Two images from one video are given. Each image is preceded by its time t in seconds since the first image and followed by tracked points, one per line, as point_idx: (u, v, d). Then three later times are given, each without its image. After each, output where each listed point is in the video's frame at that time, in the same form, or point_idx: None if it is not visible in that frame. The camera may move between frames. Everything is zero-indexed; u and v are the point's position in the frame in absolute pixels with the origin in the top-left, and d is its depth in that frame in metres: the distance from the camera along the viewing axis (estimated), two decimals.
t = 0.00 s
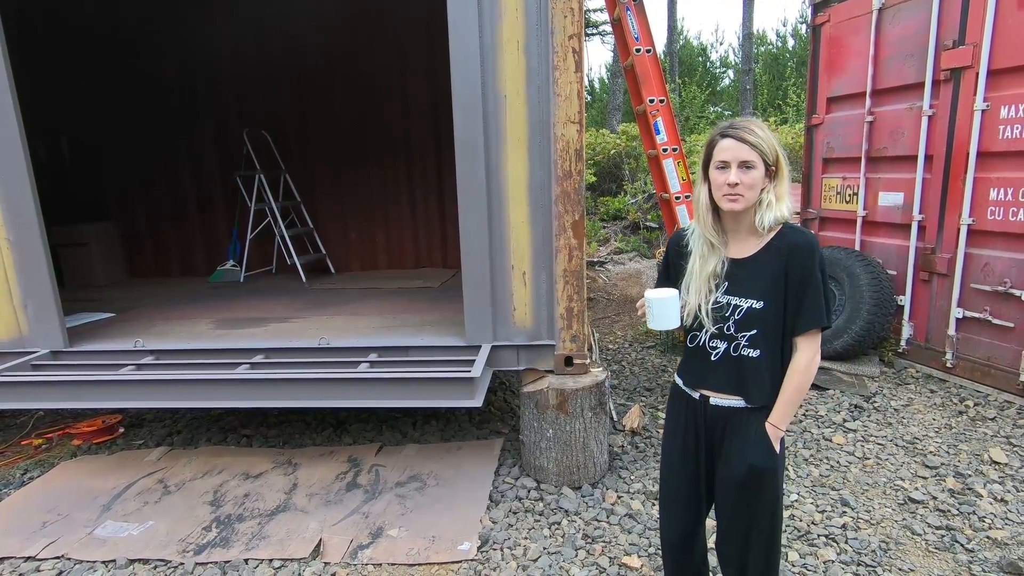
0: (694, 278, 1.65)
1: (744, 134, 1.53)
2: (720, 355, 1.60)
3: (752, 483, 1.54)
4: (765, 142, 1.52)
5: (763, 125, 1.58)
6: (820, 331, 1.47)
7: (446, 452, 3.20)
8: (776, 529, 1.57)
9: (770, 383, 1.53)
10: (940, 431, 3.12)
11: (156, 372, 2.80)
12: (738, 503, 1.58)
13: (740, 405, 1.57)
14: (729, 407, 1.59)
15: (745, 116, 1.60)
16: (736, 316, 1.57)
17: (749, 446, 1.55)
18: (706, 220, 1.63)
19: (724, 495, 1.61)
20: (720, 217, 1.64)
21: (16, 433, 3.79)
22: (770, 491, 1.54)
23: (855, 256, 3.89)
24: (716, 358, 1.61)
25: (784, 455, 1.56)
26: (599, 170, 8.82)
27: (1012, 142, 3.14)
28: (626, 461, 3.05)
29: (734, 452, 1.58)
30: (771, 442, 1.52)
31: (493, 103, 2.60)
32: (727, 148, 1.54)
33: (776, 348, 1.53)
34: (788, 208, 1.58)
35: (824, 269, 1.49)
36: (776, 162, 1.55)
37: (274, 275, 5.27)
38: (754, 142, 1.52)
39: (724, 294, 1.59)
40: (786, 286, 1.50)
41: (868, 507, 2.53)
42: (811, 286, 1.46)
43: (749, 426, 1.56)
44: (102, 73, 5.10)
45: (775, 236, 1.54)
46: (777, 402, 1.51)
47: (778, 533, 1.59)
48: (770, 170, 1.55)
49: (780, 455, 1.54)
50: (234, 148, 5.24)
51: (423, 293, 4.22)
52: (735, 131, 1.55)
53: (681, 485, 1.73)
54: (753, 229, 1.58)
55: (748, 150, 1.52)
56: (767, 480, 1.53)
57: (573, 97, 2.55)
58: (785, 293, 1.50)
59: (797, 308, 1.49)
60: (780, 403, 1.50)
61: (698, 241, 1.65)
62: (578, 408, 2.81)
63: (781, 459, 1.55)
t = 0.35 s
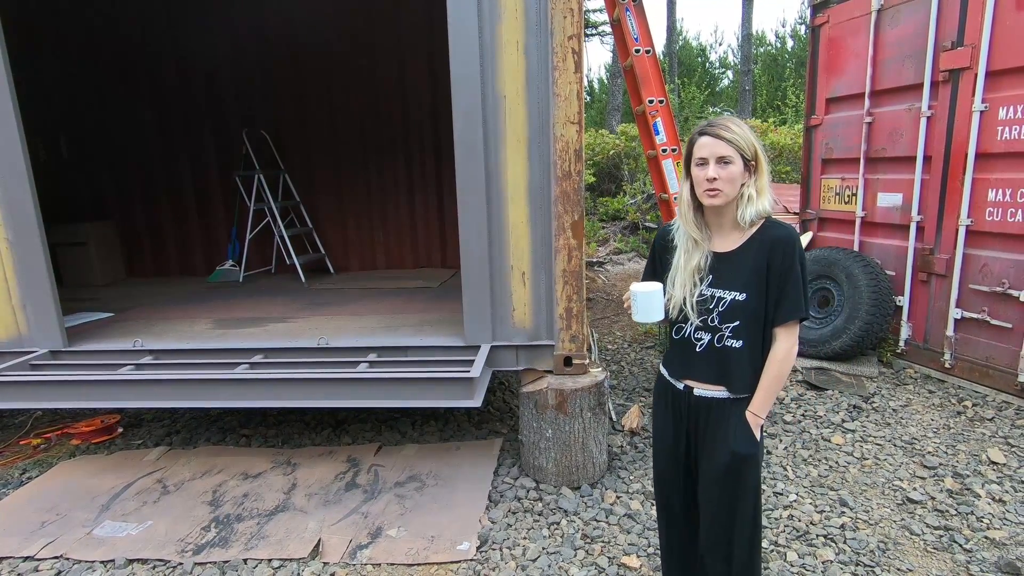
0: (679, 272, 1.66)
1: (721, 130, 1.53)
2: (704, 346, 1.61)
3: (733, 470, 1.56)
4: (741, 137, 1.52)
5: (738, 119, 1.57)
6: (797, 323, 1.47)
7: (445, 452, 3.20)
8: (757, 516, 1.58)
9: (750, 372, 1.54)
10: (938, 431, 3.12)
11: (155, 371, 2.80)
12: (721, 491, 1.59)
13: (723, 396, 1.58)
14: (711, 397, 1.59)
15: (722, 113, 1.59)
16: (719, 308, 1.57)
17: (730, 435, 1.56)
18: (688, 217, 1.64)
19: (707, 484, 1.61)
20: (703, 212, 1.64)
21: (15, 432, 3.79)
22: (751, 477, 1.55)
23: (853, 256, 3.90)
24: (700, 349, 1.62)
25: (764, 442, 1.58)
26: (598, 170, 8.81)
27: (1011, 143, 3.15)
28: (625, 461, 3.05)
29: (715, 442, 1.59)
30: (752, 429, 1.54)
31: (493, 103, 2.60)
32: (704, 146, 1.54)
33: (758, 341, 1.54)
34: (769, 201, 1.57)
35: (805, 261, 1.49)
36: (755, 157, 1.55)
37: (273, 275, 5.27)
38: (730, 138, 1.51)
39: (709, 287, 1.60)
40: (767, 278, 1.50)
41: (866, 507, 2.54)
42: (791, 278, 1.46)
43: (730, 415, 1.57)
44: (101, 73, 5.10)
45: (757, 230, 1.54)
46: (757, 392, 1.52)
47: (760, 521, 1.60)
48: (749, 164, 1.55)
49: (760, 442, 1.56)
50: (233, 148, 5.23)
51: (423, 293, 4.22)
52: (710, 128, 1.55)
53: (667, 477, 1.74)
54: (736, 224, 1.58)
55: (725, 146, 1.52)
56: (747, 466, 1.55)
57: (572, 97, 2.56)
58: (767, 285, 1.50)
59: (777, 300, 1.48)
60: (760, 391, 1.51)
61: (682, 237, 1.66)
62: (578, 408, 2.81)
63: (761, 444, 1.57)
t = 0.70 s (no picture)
0: (674, 269, 1.66)
1: (714, 131, 1.53)
2: (697, 343, 1.61)
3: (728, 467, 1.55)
4: (734, 138, 1.52)
5: (733, 120, 1.57)
6: (789, 320, 1.47)
7: (446, 452, 3.20)
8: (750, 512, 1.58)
9: (742, 368, 1.54)
10: (939, 431, 3.13)
11: (156, 371, 2.80)
12: (714, 487, 1.59)
13: (718, 393, 1.57)
14: (706, 394, 1.59)
15: (717, 113, 1.59)
16: (712, 305, 1.58)
17: (725, 432, 1.56)
18: (683, 216, 1.64)
19: (701, 480, 1.62)
20: (698, 210, 1.65)
21: (16, 432, 3.79)
22: (744, 474, 1.54)
23: (853, 257, 3.90)
24: (693, 346, 1.62)
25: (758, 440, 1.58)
26: (599, 170, 8.80)
27: (1011, 144, 3.15)
28: (625, 461, 3.05)
29: (710, 438, 1.59)
30: (743, 426, 1.54)
31: (494, 104, 2.60)
32: (698, 147, 1.54)
33: (751, 337, 1.54)
34: (764, 200, 1.57)
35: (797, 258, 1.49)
36: (749, 157, 1.54)
37: (274, 275, 5.27)
38: (724, 139, 1.52)
39: (702, 284, 1.60)
40: (760, 275, 1.50)
41: (867, 507, 2.54)
42: (783, 275, 1.46)
43: (726, 413, 1.56)
44: (102, 73, 5.10)
45: (750, 229, 1.54)
46: (750, 388, 1.52)
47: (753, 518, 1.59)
48: (743, 165, 1.55)
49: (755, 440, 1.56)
50: (234, 148, 5.24)
51: (423, 294, 4.22)
52: (704, 129, 1.55)
53: (663, 474, 1.74)
54: (730, 223, 1.59)
55: (718, 147, 1.52)
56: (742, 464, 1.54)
57: (573, 98, 2.56)
58: (759, 282, 1.51)
59: (768, 297, 1.49)
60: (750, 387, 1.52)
61: (677, 236, 1.66)
62: (578, 408, 2.81)
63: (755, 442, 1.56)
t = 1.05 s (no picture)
0: (674, 272, 1.66)
1: (713, 134, 1.54)
2: (701, 345, 1.61)
3: (734, 472, 1.56)
4: (734, 141, 1.52)
5: (732, 123, 1.58)
6: (793, 320, 1.47)
7: (446, 453, 3.20)
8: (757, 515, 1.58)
9: (746, 370, 1.55)
10: (938, 433, 3.13)
11: (157, 371, 2.81)
12: (721, 490, 1.59)
13: (723, 397, 1.58)
14: (710, 398, 1.60)
15: (717, 117, 1.60)
16: (714, 307, 1.58)
17: (731, 436, 1.56)
18: (684, 217, 1.65)
19: (708, 483, 1.62)
20: (698, 213, 1.65)
21: (16, 432, 3.79)
22: (752, 476, 1.55)
23: (854, 258, 3.90)
24: (696, 348, 1.62)
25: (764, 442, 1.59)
26: (599, 172, 8.80)
27: (1011, 146, 3.15)
28: (625, 463, 3.05)
29: (716, 443, 1.59)
30: (751, 429, 1.54)
31: (494, 105, 2.61)
32: (698, 149, 1.55)
33: (753, 338, 1.54)
34: (763, 203, 1.58)
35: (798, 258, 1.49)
36: (748, 160, 1.55)
37: (274, 275, 5.27)
38: (723, 142, 1.52)
39: (704, 287, 1.60)
40: (762, 276, 1.50)
41: (866, 509, 2.54)
42: (785, 275, 1.47)
43: (730, 416, 1.57)
44: (104, 73, 5.11)
45: (750, 231, 1.55)
46: (755, 391, 1.53)
47: (760, 519, 1.60)
48: (743, 167, 1.56)
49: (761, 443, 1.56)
50: (235, 149, 5.25)
51: (423, 294, 4.22)
52: (704, 132, 1.55)
53: (668, 477, 1.74)
54: (730, 225, 1.59)
55: (718, 150, 1.52)
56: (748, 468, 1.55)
57: (573, 100, 2.56)
58: (761, 283, 1.51)
59: (771, 298, 1.49)
60: (757, 390, 1.52)
61: (677, 237, 1.67)
62: (578, 409, 2.81)
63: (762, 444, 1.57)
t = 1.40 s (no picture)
0: (672, 272, 1.67)
1: (710, 135, 1.54)
2: (698, 347, 1.61)
3: (732, 474, 1.56)
4: (732, 142, 1.53)
5: (730, 124, 1.58)
6: (791, 321, 1.47)
7: (445, 454, 3.20)
8: (755, 516, 1.59)
9: (744, 372, 1.55)
10: (937, 436, 3.13)
11: (157, 371, 2.81)
12: (720, 492, 1.59)
13: (720, 398, 1.58)
14: (708, 400, 1.60)
15: (715, 118, 1.60)
16: (712, 308, 1.58)
17: (729, 439, 1.56)
18: (681, 217, 1.66)
19: (706, 485, 1.62)
20: (694, 214, 1.66)
21: (16, 431, 3.79)
22: (750, 478, 1.55)
23: (853, 261, 3.91)
24: (694, 350, 1.63)
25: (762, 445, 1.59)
26: (599, 173, 8.80)
27: (1010, 149, 3.16)
28: (624, 464, 3.06)
29: (715, 445, 1.59)
30: (750, 431, 1.55)
31: (494, 107, 2.61)
32: (695, 150, 1.55)
33: (750, 339, 1.54)
34: (760, 204, 1.58)
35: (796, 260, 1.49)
36: (745, 161, 1.55)
37: (274, 276, 5.27)
38: (721, 143, 1.52)
39: (701, 289, 1.61)
40: (759, 277, 1.51)
41: (865, 511, 2.54)
42: (781, 276, 1.47)
43: (728, 418, 1.57)
44: (105, 73, 5.12)
45: (747, 232, 1.55)
46: (754, 392, 1.53)
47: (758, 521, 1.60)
48: (740, 169, 1.56)
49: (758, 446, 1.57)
50: (236, 149, 5.25)
51: (423, 295, 4.23)
52: (702, 132, 1.56)
53: (665, 480, 1.74)
54: (727, 226, 1.59)
55: (715, 151, 1.52)
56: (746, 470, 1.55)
57: (573, 101, 2.56)
58: (758, 284, 1.51)
59: (769, 299, 1.49)
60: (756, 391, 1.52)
61: (675, 238, 1.67)
62: (577, 411, 2.81)
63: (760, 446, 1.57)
